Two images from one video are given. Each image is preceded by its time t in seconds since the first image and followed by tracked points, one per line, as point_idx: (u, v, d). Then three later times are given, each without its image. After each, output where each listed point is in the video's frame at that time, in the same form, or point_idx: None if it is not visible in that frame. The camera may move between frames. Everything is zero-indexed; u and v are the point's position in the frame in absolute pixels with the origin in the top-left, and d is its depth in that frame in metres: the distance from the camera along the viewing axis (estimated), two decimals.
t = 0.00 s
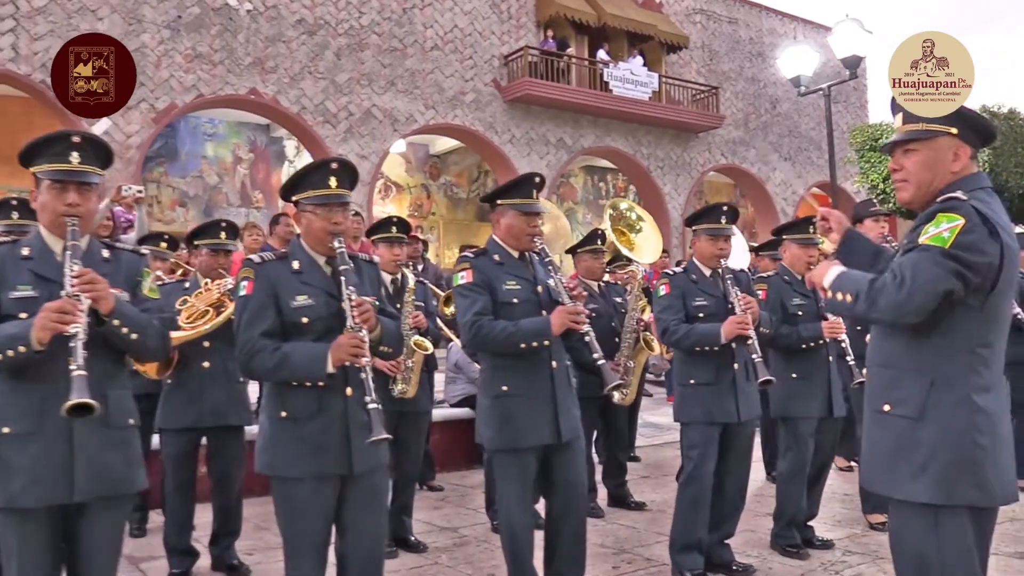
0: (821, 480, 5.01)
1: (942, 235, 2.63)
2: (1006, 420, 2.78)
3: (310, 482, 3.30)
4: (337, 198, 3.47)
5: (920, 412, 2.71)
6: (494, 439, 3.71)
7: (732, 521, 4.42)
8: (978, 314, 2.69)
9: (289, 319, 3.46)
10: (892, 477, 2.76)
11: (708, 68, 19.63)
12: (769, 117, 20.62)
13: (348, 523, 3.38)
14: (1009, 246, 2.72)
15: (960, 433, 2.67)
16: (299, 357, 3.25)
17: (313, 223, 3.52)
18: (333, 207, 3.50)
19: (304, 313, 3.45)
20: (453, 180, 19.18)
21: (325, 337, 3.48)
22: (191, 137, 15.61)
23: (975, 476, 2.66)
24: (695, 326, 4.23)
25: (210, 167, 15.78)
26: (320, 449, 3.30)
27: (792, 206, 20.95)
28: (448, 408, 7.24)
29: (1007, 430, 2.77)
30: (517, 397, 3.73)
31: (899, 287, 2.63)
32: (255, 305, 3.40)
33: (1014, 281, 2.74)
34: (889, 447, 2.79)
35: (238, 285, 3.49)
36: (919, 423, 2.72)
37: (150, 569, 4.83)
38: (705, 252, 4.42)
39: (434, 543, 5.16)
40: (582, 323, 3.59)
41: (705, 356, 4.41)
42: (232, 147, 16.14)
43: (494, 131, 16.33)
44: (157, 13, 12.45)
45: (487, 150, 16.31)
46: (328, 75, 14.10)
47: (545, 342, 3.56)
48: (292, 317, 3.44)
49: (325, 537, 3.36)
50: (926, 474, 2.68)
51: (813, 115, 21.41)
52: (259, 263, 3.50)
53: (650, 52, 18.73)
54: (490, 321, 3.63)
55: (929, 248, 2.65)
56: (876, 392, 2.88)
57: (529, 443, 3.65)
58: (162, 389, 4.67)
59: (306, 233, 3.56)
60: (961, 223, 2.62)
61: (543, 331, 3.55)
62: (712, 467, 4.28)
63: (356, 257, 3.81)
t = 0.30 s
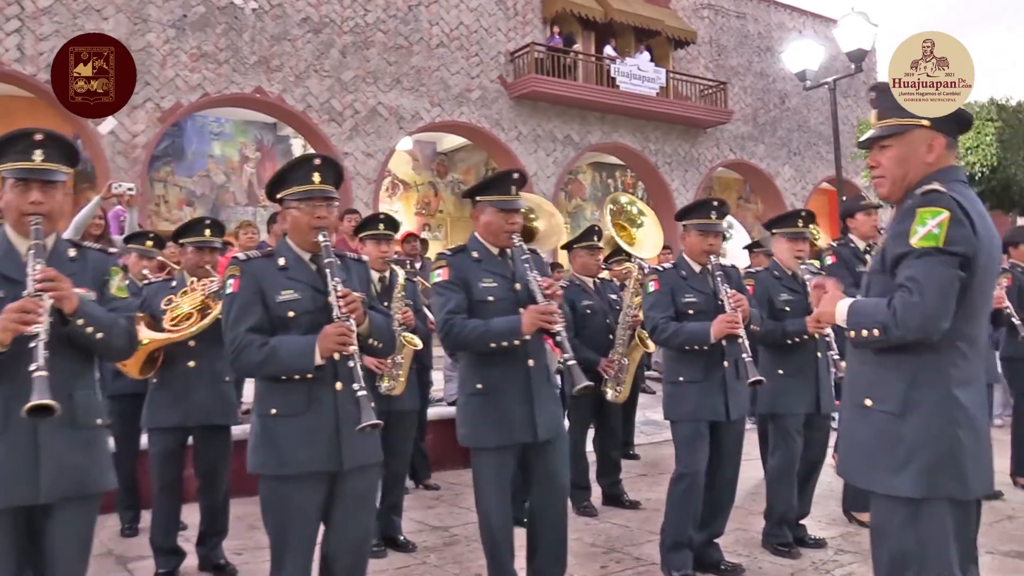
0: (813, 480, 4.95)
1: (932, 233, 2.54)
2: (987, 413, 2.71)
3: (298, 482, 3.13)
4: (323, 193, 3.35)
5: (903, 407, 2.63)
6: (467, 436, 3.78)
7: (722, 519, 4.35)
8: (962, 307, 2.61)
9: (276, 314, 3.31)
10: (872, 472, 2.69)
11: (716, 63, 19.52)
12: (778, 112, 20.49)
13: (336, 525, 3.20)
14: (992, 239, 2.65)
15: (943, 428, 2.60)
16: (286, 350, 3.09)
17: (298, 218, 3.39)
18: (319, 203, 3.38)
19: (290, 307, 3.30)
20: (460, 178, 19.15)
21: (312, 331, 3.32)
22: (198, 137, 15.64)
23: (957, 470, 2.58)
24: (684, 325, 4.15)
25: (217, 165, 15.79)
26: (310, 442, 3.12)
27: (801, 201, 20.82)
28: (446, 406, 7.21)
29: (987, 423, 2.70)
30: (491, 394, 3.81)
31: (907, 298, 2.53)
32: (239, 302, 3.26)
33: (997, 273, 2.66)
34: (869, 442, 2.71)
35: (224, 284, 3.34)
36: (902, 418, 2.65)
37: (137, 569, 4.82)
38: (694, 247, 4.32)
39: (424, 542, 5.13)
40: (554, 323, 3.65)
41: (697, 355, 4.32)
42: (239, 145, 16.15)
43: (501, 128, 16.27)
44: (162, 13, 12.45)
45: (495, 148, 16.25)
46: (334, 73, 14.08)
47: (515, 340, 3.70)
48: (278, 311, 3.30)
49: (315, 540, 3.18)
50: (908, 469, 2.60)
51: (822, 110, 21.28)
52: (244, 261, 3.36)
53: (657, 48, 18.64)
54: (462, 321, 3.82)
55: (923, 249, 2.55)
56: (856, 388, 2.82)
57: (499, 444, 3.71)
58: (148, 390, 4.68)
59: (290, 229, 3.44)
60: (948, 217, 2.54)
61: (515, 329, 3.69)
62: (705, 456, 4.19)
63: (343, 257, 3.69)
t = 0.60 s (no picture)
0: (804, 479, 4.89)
1: (893, 235, 2.54)
2: (966, 418, 2.67)
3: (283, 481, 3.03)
4: (308, 195, 3.24)
5: (877, 408, 2.61)
6: (449, 432, 3.98)
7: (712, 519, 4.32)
8: (932, 310, 2.57)
9: (260, 315, 3.20)
10: (843, 475, 2.66)
11: (725, 59, 19.42)
12: (789, 107, 20.36)
13: (319, 526, 3.10)
14: (962, 241, 2.63)
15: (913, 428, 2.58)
16: (271, 350, 3.00)
17: (282, 220, 3.29)
18: (304, 204, 3.27)
19: (274, 306, 3.19)
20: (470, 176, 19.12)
21: (296, 332, 3.20)
22: (208, 135, 15.66)
23: (926, 471, 2.56)
24: (678, 321, 4.08)
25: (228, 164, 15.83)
26: (294, 444, 3.04)
27: (813, 197, 20.69)
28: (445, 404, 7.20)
29: (964, 427, 2.66)
30: (470, 391, 4.02)
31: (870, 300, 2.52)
32: (222, 302, 3.16)
33: (971, 275, 2.64)
34: (842, 446, 2.69)
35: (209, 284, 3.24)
36: (875, 420, 2.62)
37: (129, 568, 4.83)
38: (680, 245, 4.30)
39: (417, 540, 5.12)
40: (525, 320, 3.86)
41: (687, 353, 4.28)
42: (249, 144, 16.16)
43: (510, 124, 16.20)
44: (170, 12, 12.47)
45: (505, 145, 16.18)
46: (341, 71, 14.06)
47: (489, 337, 3.91)
48: (262, 312, 3.19)
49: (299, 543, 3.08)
50: (877, 472, 2.57)
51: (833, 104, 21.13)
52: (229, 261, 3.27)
53: (666, 43, 18.55)
54: (440, 319, 4.03)
55: (884, 252, 2.54)
56: (836, 391, 2.79)
57: (483, 441, 3.89)
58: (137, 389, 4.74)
59: (274, 229, 3.34)
60: (908, 220, 2.54)
61: (487, 327, 3.91)
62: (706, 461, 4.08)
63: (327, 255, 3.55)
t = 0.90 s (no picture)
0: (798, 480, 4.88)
1: (843, 231, 2.49)
2: (948, 420, 2.60)
3: (263, 477, 3.03)
4: (294, 198, 3.20)
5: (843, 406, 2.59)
6: (445, 429, 4.02)
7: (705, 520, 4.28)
8: (896, 312, 2.51)
9: (242, 312, 3.16)
10: (818, 470, 2.68)
11: (736, 56, 19.31)
12: (800, 104, 20.24)
13: (300, 523, 3.10)
14: (934, 242, 2.52)
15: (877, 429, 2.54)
16: (249, 348, 2.98)
17: (266, 221, 3.25)
18: (288, 206, 3.23)
19: (256, 304, 3.15)
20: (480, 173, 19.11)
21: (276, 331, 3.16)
22: (218, 134, 15.68)
23: (893, 474, 2.51)
24: (674, 318, 4.03)
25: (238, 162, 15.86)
26: (271, 444, 3.03)
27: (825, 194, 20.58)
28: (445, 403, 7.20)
29: (943, 432, 2.57)
30: (464, 388, 4.05)
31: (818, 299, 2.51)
32: (202, 298, 3.12)
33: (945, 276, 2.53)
34: (817, 442, 2.70)
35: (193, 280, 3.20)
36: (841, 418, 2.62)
37: (123, 566, 4.84)
38: (668, 244, 4.25)
39: (413, 539, 5.10)
40: (518, 316, 3.87)
41: (679, 353, 4.24)
42: (259, 141, 16.13)
43: (519, 122, 16.14)
44: (179, 12, 12.48)
45: (515, 143, 16.14)
46: (350, 69, 14.04)
47: (481, 334, 3.94)
48: (244, 309, 3.15)
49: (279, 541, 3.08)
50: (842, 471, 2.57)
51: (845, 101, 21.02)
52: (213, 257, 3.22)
53: (676, 40, 18.45)
54: (433, 316, 4.04)
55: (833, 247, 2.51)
56: (817, 387, 2.77)
57: (476, 438, 3.94)
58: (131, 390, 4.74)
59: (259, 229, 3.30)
60: (863, 219, 2.47)
61: (480, 324, 3.94)
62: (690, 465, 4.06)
63: (315, 255, 3.44)
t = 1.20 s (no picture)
0: (793, 484, 4.86)
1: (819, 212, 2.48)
2: (938, 418, 2.51)
3: (232, 476, 3.02)
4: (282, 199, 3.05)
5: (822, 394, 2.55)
6: (445, 427, 4.02)
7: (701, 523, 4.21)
8: (879, 300, 2.45)
9: (218, 310, 3.10)
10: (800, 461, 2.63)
11: (747, 55, 19.18)
12: (812, 103, 20.10)
13: (275, 521, 3.09)
14: (918, 231, 2.45)
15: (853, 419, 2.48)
16: (218, 345, 2.97)
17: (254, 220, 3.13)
18: (278, 208, 3.08)
19: (232, 303, 3.08)
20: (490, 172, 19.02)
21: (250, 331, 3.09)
22: (226, 132, 15.74)
23: (867, 467, 2.43)
24: (664, 318, 3.96)
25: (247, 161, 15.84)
26: (236, 441, 3.03)
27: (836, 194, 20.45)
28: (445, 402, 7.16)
29: (928, 429, 2.47)
30: (464, 385, 4.04)
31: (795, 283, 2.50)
32: (183, 294, 3.09)
33: (932, 268, 2.45)
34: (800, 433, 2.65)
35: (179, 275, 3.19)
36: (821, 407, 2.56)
37: (115, 566, 4.80)
38: (661, 241, 4.17)
39: (408, 540, 5.06)
40: (522, 314, 3.86)
41: (667, 354, 4.20)
42: (268, 141, 16.08)
43: (528, 121, 16.06)
44: (187, 11, 12.46)
45: (524, 142, 16.07)
46: (359, 68, 13.98)
47: (485, 330, 3.92)
48: (220, 307, 3.09)
49: (251, 541, 3.06)
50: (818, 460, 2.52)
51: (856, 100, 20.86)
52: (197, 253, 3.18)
53: (686, 39, 18.33)
54: (434, 311, 4.02)
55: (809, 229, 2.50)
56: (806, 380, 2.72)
57: (476, 433, 3.93)
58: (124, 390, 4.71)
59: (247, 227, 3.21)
60: (841, 201, 2.45)
61: (482, 320, 3.91)
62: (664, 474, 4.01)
63: (306, 256, 3.32)
